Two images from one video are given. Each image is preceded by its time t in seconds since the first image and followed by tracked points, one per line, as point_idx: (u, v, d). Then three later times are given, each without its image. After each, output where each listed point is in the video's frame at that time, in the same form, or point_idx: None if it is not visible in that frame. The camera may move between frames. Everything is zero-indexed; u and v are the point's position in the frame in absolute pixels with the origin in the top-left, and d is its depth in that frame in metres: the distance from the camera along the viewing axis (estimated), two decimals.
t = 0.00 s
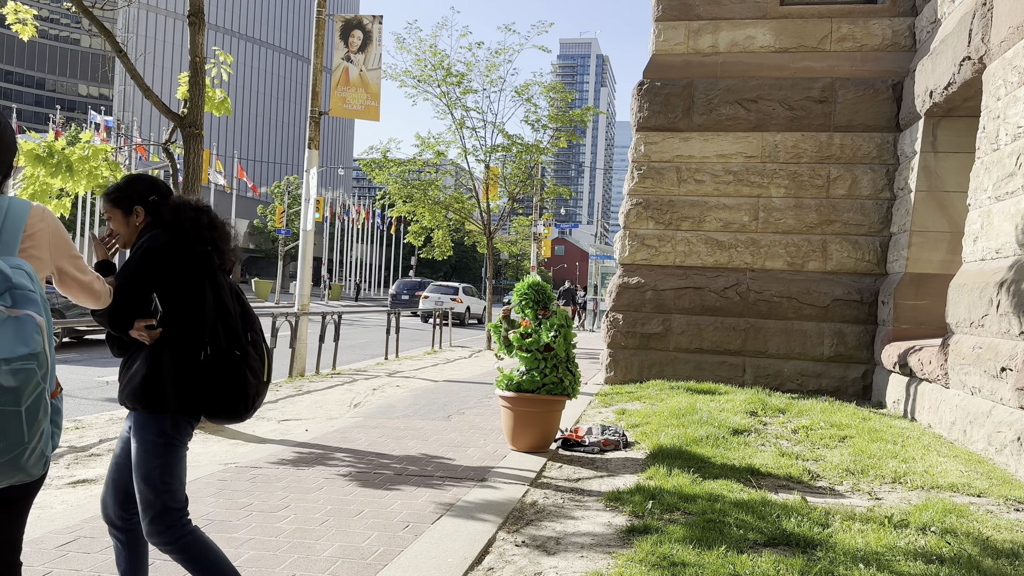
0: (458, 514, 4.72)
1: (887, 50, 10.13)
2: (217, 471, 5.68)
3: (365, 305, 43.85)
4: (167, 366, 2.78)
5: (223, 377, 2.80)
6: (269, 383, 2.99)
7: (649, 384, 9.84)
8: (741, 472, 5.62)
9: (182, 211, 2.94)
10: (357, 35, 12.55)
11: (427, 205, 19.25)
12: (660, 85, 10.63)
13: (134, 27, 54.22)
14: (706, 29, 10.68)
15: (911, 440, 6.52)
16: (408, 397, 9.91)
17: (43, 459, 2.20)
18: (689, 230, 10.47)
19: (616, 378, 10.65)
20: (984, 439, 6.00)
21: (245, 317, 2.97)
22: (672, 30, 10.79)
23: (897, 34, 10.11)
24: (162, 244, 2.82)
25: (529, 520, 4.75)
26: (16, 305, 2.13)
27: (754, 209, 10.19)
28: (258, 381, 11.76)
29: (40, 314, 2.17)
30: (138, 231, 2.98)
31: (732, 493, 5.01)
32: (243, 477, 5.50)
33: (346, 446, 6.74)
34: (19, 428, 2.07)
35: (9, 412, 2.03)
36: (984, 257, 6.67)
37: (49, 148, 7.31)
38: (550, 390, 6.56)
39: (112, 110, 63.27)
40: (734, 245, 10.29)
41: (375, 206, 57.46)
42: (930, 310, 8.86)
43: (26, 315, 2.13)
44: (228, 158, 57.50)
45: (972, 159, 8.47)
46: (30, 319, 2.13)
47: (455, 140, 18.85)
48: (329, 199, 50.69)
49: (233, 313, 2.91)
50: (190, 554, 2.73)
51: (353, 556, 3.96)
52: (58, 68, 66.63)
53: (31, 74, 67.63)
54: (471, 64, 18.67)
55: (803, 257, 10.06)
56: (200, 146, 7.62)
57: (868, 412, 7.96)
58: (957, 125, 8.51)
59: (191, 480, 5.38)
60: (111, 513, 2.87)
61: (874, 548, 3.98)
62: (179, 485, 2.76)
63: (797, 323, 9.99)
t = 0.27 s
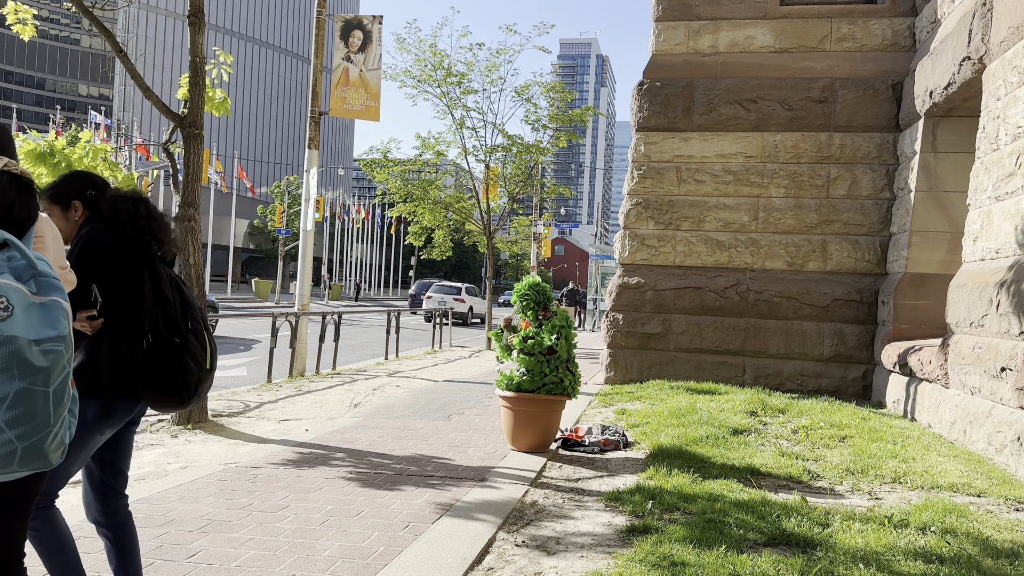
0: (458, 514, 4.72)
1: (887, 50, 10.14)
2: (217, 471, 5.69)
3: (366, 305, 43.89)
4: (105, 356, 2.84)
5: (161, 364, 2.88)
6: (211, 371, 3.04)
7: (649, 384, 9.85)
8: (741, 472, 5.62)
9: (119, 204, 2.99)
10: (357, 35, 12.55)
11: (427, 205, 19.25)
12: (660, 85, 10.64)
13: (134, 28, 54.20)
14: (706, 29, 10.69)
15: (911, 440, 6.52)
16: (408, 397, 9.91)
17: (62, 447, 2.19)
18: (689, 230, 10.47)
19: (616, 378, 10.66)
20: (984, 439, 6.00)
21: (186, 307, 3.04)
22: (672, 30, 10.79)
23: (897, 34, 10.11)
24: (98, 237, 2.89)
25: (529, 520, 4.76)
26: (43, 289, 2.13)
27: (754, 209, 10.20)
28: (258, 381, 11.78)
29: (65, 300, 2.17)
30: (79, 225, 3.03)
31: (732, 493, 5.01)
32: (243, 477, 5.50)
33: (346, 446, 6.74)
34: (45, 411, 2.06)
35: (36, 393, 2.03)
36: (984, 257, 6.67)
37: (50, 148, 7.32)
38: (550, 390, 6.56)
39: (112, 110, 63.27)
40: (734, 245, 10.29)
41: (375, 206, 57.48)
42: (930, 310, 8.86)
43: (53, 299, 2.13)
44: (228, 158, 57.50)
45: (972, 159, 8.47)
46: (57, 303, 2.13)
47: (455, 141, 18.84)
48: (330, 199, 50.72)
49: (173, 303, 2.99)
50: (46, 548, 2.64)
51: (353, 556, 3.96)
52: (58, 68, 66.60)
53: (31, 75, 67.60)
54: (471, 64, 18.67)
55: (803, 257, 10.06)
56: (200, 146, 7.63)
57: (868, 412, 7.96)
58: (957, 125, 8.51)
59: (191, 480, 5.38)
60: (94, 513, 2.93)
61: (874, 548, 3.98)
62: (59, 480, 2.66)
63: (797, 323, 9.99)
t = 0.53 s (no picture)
0: (458, 514, 4.72)
1: (887, 50, 10.14)
2: (217, 471, 5.69)
3: (366, 305, 43.97)
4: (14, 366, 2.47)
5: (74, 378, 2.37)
6: (134, 385, 2.49)
7: (649, 384, 9.85)
8: (741, 472, 5.62)
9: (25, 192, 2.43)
10: (357, 35, 12.56)
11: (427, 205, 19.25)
12: (660, 85, 10.64)
13: (134, 28, 54.19)
14: (706, 29, 10.69)
15: (911, 440, 6.51)
16: (408, 397, 9.91)
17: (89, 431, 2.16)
18: (689, 230, 10.47)
19: (616, 378, 10.66)
20: (984, 439, 6.00)
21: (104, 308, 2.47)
22: (672, 30, 10.79)
23: (897, 34, 10.11)
24: None
25: (529, 520, 4.76)
26: (72, 276, 2.14)
27: (754, 209, 10.20)
28: (258, 381, 11.78)
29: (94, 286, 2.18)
30: None
31: (732, 493, 5.01)
32: (243, 477, 5.50)
33: (346, 446, 6.74)
34: (80, 388, 2.04)
35: (73, 368, 2.01)
36: (984, 257, 6.67)
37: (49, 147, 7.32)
38: (550, 391, 6.55)
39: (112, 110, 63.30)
40: (734, 245, 10.29)
41: (375, 206, 57.51)
42: (930, 310, 8.86)
43: (83, 285, 2.14)
44: (228, 158, 57.49)
45: (972, 159, 8.47)
46: (88, 288, 2.14)
47: (455, 141, 18.83)
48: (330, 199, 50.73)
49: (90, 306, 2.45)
50: None
51: (353, 556, 3.96)
52: (58, 69, 66.59)
53: (31, 74, 67.58)
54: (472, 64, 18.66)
55: (803, 257, 10.06)
56: (200, 146, 7.64)
57: (868, 412, 7.96)
58: (957, 125, 8.51)
59: (191, 480, 5.38)
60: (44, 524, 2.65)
61: (874, 548, 3.98)
62: None
63: (797, 323, 9.99)
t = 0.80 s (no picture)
0: (458, 514, 4.72)
1: (887, 50, 10.14)
2: (217, 471, 5.69)
3: (367, 305, 44.00)
4: None
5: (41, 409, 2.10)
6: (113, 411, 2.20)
7: (649, 384, 9.85)
8: (741, 472, 5.62)
9: None
10: (357, 35, 12.57)
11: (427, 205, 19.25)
12: (660, 85, 10.64)
13: (134, 28, 54.17)
14: (706, 29, 10.69)
15: (911, 440, 6.51)
16: (408, 397, 9.91)
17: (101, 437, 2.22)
18: (689, 230, 10.48)
19: (616, 378, 10.66)
20: (984, 439, 6.00)
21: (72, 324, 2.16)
22: (672, 30, 10.79)
23: (897, 34, 10.11)
24: None
25: (529, 520, 4.76)
26: (95, 284, 2.23)
27: (754, 209, 10.20)
28: (258, 381, 11.78)
29: (115, 293, 2.27)
30: None
31: (732, 493, 5.01)
32: (243, 477, 5.50)
33: (346, 446, 6.74)
34: (109, 393, 2.14)
35: (104, 373, 2.12)
36: (984, 257, 6.67)
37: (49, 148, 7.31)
38: (550, 391, 6.56)
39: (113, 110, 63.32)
40: (734, 245, 10.29)
41: (375, 206, 57.53)
42: (930, 310, 8.86)
43: (106, 292, 2.23)
44: (228, 158, 57.49)
45: (972, 159, 8.47)
46: (111, 296, 2.24)
47: (455, 141, 18.80)
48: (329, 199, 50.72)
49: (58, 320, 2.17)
50: None
51: (353, 556, 3.96)
52: (58, 69, 66.58)
53: (31, 74, 67.56)
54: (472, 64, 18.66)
55: (803, 257, 10.06)
56: (200, 145, 7.64)
57: (868, 412, 7.96)
58: (957, 125, 8.51)
59: (191, 480, 5.38)
60: None
61: (874, 548, 3.98)
62: None
63: (797, 323, 9.99)
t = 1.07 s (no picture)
0: (458, 514, 4.72)
1: (887, 50, 10.14)
2: (217, 472, 5.69)
3: (368, 304, 44.04)
4: None
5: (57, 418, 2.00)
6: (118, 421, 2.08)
7: (649, 384, 9.85)
8: (741, 472, 5.62)
9: None
10: (357, 35, 12.57)
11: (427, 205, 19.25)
12: (660, 85, 10.64)
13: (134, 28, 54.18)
14: (706, 30, 10.69)
15: (911, 440, 6.51)
16: (408, 397, 9.91)
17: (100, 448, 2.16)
18: (689, 230, 10.48)
19: (616, 378, 10.66)
20: (984, 439, 6.00)
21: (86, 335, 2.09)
22: (672, 30, 10.80)
23: (897, 34, 10.11)
24: None
25: (529, 520, 4.76)
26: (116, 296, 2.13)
27: (754, 209, 10.20)
28: (258, 381, 11.79)
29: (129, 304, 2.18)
30: None
31: (732, 493, 5.01)
32: (243, 477, 5.50)
33: (346, 446, 6.74)
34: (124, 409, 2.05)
35: (121, 392, 2.03)
36: (984, 257, 6.67)
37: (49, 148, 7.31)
38: (550, 391, 6.56)
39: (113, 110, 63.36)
40: (734, 245, 10.29)
41: (375, 206, 57.55)
42: (930, 310, 8.86)
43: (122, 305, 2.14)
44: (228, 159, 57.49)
45: (972, 159, 8.47)
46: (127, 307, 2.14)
47: (455, 141, 18.79)
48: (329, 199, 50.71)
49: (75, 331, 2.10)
50: None
51: (353, 556, 3.96)
52: (59, 69, 66.57)
53: (31, 75, 67.57)
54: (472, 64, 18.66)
55: (803, 257, 10.06)
56: (200, 145, 7.64)
57: (868, 412, 7.96)
58: (957, 125, 8.51)
59: (191, 480, 5.38)
60: None
61: (874, 548, 3.98)
62: None
63: (797, 323, 9.99)
